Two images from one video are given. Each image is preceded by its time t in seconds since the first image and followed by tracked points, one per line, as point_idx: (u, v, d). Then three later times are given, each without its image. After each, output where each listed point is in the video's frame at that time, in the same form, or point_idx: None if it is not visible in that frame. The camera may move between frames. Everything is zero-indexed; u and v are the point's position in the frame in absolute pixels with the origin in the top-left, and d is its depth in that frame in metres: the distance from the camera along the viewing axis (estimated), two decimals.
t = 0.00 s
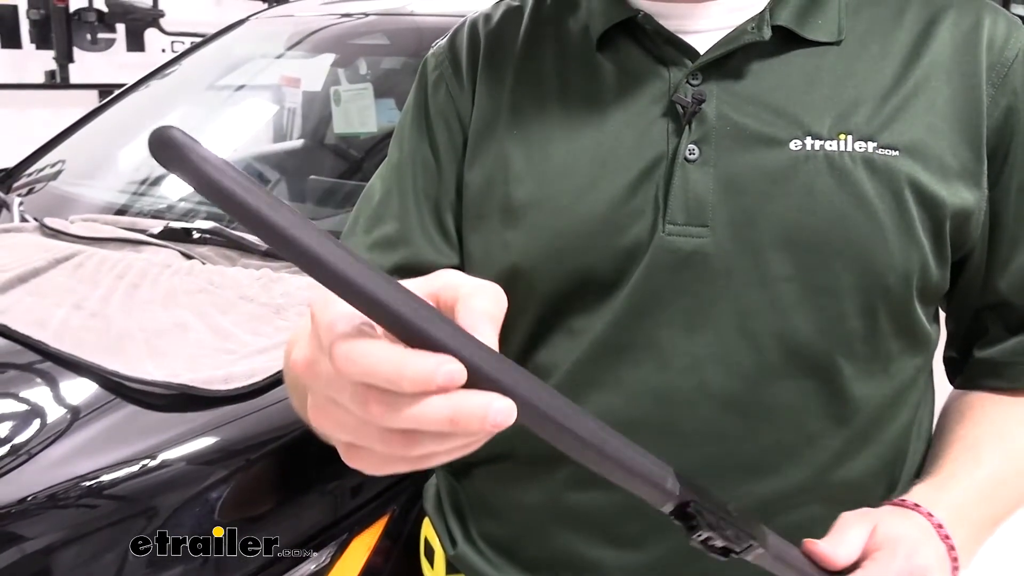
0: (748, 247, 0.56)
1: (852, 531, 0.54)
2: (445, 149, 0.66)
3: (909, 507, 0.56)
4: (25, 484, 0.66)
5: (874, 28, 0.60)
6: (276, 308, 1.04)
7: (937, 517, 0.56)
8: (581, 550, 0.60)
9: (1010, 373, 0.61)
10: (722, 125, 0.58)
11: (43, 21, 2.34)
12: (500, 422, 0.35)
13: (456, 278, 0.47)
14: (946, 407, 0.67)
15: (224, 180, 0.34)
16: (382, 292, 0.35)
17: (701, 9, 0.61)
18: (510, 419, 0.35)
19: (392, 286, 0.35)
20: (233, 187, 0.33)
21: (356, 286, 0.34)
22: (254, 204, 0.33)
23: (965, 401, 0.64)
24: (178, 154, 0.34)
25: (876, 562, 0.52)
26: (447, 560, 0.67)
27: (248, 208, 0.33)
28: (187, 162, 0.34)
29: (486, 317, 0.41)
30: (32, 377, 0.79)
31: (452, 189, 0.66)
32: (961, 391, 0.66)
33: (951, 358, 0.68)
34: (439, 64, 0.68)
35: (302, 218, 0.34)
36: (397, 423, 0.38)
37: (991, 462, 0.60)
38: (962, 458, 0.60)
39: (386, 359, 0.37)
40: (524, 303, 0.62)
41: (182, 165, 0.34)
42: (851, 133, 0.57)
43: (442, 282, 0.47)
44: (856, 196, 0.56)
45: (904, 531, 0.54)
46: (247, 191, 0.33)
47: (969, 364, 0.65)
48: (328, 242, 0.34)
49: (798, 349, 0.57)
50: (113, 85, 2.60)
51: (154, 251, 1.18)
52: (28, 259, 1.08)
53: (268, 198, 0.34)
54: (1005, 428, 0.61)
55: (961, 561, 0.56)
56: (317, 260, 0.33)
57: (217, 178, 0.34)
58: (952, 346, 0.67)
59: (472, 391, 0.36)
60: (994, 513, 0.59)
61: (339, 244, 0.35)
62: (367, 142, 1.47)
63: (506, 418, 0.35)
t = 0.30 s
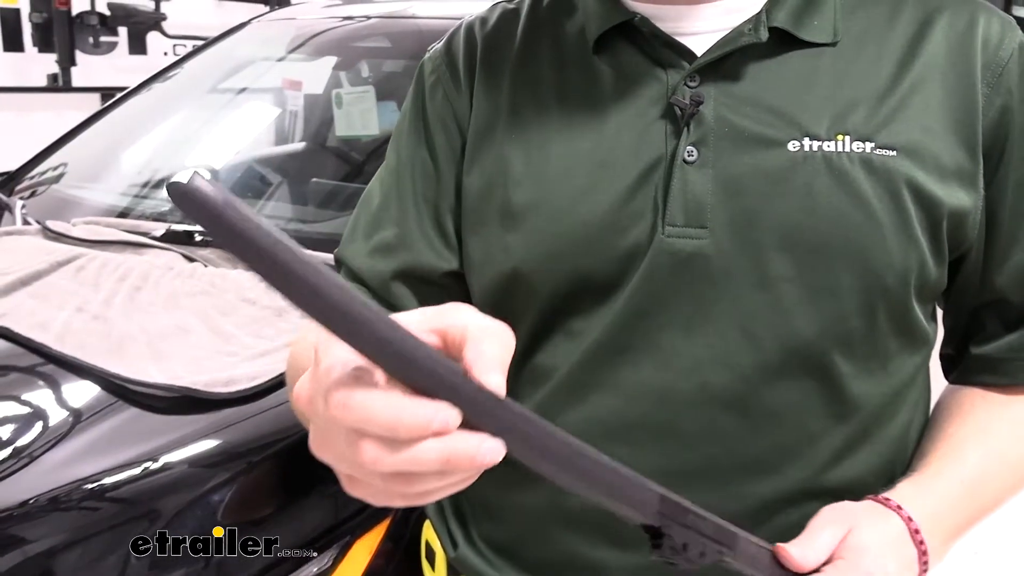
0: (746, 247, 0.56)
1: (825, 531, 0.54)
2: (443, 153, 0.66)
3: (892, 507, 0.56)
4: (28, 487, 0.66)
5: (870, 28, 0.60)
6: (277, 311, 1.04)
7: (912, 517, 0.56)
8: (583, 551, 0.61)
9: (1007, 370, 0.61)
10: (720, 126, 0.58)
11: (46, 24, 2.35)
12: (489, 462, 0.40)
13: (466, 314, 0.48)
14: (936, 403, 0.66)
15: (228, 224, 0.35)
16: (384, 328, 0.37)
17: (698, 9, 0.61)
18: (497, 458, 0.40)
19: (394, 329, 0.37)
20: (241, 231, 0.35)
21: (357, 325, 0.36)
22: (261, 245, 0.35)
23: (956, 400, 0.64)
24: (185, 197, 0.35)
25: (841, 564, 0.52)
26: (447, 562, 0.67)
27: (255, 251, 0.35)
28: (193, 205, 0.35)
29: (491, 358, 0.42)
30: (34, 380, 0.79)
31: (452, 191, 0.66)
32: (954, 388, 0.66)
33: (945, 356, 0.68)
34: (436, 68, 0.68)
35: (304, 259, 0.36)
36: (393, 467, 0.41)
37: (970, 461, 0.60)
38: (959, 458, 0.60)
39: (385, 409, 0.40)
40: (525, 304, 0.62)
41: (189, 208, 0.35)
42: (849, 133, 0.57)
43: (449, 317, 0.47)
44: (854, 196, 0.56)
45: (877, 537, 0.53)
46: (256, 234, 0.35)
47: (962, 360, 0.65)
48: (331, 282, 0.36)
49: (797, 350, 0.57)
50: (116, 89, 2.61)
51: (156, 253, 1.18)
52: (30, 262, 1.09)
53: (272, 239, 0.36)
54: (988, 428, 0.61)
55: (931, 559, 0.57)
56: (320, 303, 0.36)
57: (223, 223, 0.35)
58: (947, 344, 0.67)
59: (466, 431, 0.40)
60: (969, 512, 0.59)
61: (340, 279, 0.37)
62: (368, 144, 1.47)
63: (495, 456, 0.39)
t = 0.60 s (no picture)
0: (742, 255, 0.57)
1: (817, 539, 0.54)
2: (440, 158, 0.66)
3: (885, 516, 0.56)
4: (29, 489, 0.66)
5: (867, 36, 0.60)
6: (277, 313, 1.04)
7: (907, 526, 0.56)
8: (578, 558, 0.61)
9: (1006, 378, 0.61)
10: (716, 133, 0.58)
11: (49, 24, 2.40)
12: (457, 512, 0.40)
13: (445, 357, 0.47)
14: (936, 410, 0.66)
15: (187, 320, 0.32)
16: (359, 406, 0.36)
17: (693, 16, 0.61)
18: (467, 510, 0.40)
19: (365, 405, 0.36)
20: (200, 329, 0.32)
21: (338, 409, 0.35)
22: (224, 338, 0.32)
23: (955, 406, 0.64)
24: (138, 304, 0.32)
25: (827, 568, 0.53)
26: (443, 568, 0.67)
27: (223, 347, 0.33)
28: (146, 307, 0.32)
29: (464, 409, 0.41)
30: (34, 381, 0.80)
31: (449, 196, 0.66)
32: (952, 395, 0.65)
33: (943, 364, 0.68)
34: (434, 73, 0.68)
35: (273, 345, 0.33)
36: (360, 510, 0.44)
37: (966, 470, 0.60)
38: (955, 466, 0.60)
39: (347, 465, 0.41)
40: (520, 309, 0.62)
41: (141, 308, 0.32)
42: (844, 141, 0.57)
43: (428, 359, 0.46)
44: (849, 203, 0.56)
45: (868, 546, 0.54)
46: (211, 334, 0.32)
47: (960, 368, 0.64)
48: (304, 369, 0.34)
49: (792, 357, 0.57)
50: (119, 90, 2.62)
51: (157, 255, 1.18)
52: (32, 263, 1.09)
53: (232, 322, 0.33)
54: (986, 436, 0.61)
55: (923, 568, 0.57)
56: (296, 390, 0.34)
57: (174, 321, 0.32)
58: (945, 352, 0.67)
59: (434, 480, 0.40)
60: (963, 518, 0.59)
61: (310, 357, 0.35)
62: (370, 147, 1.48)
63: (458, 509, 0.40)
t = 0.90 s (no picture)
0: (743, 259, 0.57)
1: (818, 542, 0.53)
2: (440, 159, 0.67)
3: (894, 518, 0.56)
4: (28, 491, 0.67)
5: (868, 39, 0.60)
6: (276, 315, 1.04)
7: (911, 529, 0.55)
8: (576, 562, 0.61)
9: (1009, 383, 0.60)
10: (716, 136, 0.58)
11: (50, 27, 2.38)
12: (447, 532, 0.40)
13: (436, 372, 0.49)
14: (939, 415, 0.66)
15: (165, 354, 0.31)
16: (344, 426, 0.36)
17: (697, 19, 0.61)
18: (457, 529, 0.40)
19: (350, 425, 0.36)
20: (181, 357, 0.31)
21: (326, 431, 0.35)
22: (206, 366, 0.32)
23: (956, 410, 0.64)
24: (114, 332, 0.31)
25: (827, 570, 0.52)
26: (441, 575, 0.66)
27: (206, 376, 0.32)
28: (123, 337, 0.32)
29: (453, 421, 0.42)
30: (34, 383, 0.80)
31: (448, 198, 0.66)
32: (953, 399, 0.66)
33: (945, 369, 0.68)
34: (434, 74, 0.69)
35: (264, 376, 0.33)
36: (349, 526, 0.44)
37: (969, 474, 0.60)
38: (957, 470, 0.60)
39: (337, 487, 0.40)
40: (519, 312, 0.62)
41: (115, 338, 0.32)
42: (844, 144, 0.57)
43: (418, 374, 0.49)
44: (850, 207, 0.56)
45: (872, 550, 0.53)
46: (200, 359, 0.31)
47: (961, 372, 0.65)
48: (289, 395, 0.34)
49: (792, 360, 0.57)
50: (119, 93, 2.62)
51: (157, 257, 1.18)
52: (31, 265, 1.09)
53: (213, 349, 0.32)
54: (990, 441, 0.61)
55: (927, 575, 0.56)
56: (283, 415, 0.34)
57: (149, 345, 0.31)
58: (946, 356, 0.67)
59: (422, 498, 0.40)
60: (968, 522, 0.59)
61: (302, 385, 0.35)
62: (370, 149, 1.48)
63: (446, 527, 0.40)
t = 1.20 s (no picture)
0: (749, 262, 0.56)
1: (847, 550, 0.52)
2: (446, 159, 0.66)
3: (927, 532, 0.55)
4: (30, 495, 0.66)
5: (877, 39, 0.60)
6: (278, 317, 1.04)
7: (948, 545, 0.55)
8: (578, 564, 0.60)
9: (1016, 391, 0.60)
10: (723, 137, 0.58)
11: (49, 30, 2.40)
12: None
13: (419, 404, 0.50)
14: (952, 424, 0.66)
15: (127, 461, 0.36)
16: (309, 503, 0.40)
17: (710, 19, 0.60)
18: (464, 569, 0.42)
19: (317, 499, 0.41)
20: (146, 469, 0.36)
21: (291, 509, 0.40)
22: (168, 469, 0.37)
23: (971, 421, 0.63)
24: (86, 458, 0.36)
25: None
26: None
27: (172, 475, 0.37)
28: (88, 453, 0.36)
29: (427, 470, 0.45)
30: (36, 386, 0.79)
31: (453, 197, 0.66)
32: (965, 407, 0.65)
33: (955, 378, 0.67)
34: (440, 72, 0.69)
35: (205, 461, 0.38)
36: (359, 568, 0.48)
37: (1007, 478, 0.59)
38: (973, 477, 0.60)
39: (348, 551, 0.42)
40: (523, 315, 0.62)
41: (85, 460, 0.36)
42: (852, 147, 0.57)
43: (403, 405, 0.50)
44: (857, 210, 0.56)
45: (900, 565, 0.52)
46: (116, 455, 0.36)
47: (971, 381, 0.64)
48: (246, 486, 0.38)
49: (799, 363, 0.57)
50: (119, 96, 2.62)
51: (158, 260, 1.18)
52: (32, 268, 1.09)
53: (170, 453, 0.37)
54: None
55: None
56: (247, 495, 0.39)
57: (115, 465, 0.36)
58: (956, 364, 0.66)
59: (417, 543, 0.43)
60: (1007, 528, 0.58)
61: (250, 462, 0.39)
62: (371, 151, 1.48)
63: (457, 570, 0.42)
